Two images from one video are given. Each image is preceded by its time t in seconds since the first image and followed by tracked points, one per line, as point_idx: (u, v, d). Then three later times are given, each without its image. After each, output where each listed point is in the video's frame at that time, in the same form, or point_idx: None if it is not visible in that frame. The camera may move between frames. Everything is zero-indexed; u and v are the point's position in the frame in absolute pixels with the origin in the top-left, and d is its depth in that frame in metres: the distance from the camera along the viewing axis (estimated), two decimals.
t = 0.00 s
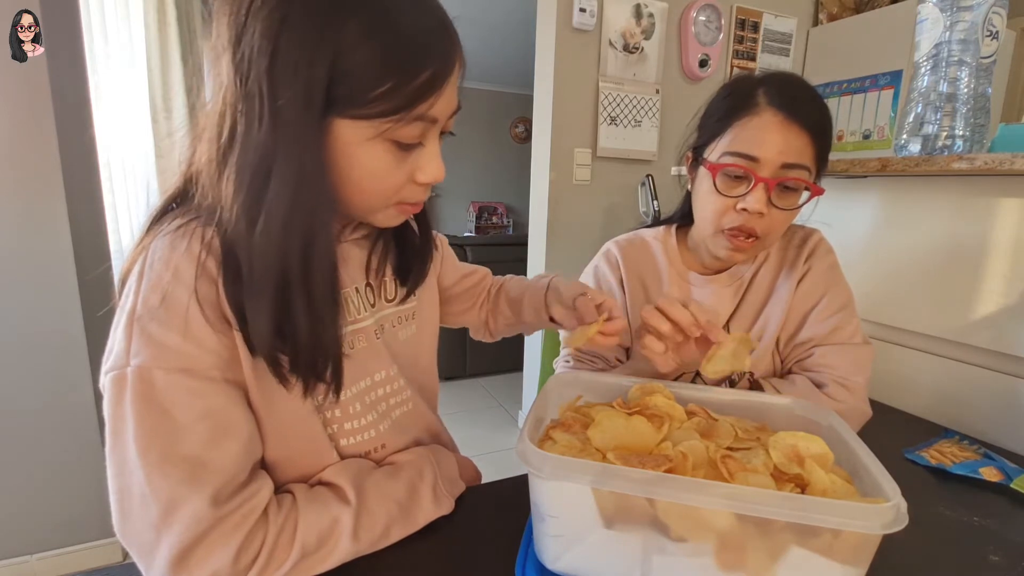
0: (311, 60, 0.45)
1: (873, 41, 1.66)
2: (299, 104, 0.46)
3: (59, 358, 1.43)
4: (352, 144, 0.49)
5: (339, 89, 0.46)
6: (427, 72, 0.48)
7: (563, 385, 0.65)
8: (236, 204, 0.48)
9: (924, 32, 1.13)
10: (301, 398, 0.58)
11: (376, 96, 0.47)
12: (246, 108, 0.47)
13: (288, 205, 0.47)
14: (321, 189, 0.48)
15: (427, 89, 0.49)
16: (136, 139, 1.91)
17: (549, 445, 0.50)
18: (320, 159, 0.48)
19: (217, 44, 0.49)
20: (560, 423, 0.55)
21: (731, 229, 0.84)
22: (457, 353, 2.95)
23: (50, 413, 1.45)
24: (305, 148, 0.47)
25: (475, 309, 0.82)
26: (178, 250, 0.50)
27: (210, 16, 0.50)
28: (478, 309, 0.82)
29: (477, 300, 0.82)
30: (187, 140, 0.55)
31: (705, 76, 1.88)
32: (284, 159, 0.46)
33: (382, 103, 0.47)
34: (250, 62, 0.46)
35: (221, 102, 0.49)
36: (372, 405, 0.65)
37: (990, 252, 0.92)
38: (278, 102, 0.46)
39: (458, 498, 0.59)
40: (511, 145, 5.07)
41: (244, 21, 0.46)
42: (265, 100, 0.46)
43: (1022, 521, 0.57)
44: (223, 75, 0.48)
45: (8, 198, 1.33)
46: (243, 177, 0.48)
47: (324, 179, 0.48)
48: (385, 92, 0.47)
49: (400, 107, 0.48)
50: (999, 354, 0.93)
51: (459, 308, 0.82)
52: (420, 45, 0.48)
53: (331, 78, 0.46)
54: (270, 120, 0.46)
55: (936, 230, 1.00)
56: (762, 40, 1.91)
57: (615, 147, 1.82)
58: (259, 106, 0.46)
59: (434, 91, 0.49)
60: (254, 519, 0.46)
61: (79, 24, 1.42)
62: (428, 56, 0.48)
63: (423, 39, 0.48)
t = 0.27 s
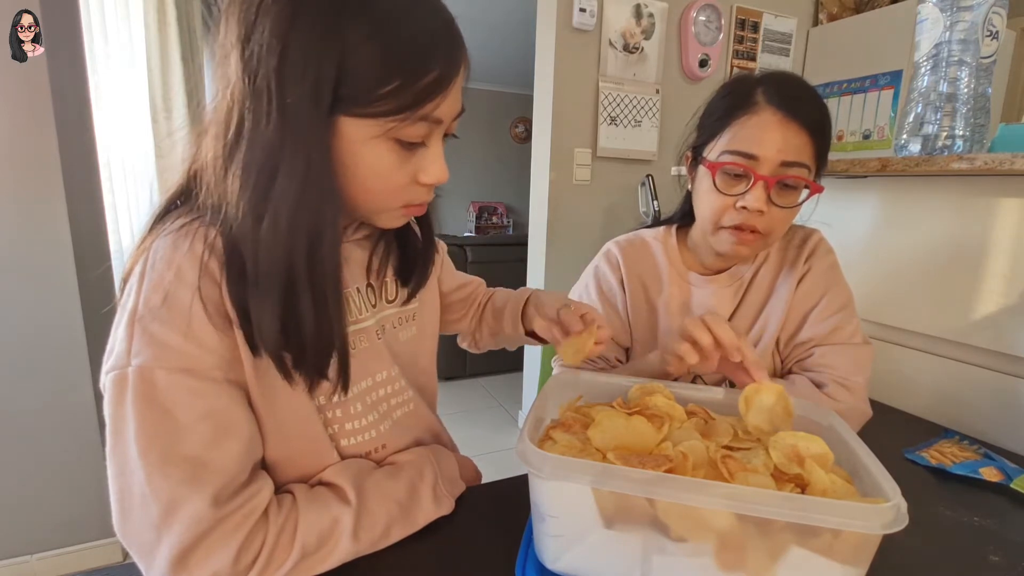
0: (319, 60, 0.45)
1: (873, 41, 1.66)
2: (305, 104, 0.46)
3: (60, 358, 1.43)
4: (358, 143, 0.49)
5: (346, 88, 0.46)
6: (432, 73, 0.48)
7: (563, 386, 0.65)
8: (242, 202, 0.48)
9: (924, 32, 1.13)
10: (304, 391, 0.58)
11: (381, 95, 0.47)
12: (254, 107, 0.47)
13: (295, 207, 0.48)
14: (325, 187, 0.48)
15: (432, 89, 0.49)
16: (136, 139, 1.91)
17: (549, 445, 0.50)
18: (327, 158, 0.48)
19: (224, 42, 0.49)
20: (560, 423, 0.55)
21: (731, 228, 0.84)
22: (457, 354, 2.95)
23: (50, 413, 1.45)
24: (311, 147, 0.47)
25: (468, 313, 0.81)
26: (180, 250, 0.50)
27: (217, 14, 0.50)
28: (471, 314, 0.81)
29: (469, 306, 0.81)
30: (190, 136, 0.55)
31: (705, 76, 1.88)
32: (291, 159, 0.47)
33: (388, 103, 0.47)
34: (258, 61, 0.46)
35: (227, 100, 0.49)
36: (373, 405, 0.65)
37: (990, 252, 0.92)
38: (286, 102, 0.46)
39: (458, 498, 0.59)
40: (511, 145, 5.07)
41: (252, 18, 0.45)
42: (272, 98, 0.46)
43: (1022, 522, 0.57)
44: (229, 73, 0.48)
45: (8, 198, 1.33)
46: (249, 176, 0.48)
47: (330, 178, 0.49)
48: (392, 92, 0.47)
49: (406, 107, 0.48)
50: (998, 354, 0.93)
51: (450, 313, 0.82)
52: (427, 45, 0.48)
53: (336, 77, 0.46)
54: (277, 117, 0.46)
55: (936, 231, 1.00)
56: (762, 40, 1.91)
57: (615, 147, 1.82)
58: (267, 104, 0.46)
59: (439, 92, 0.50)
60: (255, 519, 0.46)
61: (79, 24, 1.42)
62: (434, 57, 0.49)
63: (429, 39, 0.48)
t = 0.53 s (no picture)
0: (297, 48, 0.45)
1: (873, 41, 1.66)
2: (285, 91, 0.46)
3: (60, 359, 1.43)
4: (339, 134, 0.49)
5: (325, 76, 0.47)
6: (415, 62, 0.48)
7: (563, 386, 0.65)
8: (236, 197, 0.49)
9: (924, 32, 1.13)
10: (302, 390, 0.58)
11: (360, 82, 0.47)
12: (242, 100, 0.48)
13: (280, 195, 0.48)
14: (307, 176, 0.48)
15: (413, 79, 0.48)
16: (136, 139, 1.91)
17: (550, 445, 0.50)
18: (309, 147, 0.48)
19: (214, 40, 0.50)
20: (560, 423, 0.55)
21: (728, 226, 0.84)
22: (457, 354, 2.95)
23: (50, 413, 1.45)
24: (295, 136, 0.47)
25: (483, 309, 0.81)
26: (180, 249, 0.50)
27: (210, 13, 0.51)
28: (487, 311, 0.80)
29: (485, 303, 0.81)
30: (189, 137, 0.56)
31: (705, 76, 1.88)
32: (277, 149, 0.47)
33: (367, 90, 0.47)
34: (242, 53, 0.47)
35: (217, 98, 0.50)
36: (373, 405, 0.65)
37: (990, 252, 0.93)
38: (267, 90, 0.46)
39: (458, 498, 0.59)
40: (511, 145, 5.07)
41: (235, 11, 0.47)
42: (257, 89, 0.47)
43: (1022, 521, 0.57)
44: (219, 69, 0.49)
45: (8, 198, 1.33)
46: (240, 170, 0.48)
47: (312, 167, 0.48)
48: (370, 79, 0.47)
49: (387, 96, 0.48)
50: (999, 354, 0.93)
51: (466, 309, 0.81)
52: (410, 35, 0.48)
53: (315, 64, 0.46)
54: (261, 108, 0.47)
55: (936, 230, 1.00)
56: (762, 40, 1.91)
57: (615, 147, 1.82)
58: (253, 96, 0.47)
59: (422, 82, 0.49)
60: (255, 519, 0.46)
61: (79, 24, 1.42)
62: (416, 46, 0.48)
63: (411, 29, 0.48)
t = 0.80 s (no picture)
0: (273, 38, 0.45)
1: (873, 42, 1.66)
2: (264, 85, 0.46)
3: (61, 358, 1.43)
4: (321, 125, 0.48)
5: (305, 67, 0.46)
6: (394, 49, 0.47)
7: (562, 387, 0.65)
8: (225, 195, 0.49)
9: (924, 32, 1.13)
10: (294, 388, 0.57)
11: (339, 71, 0.46)
12: (226, 98, 0.48)
13: (261, 188, 0.48)
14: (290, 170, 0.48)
15: (394, 67, 0.47)
16: (136, 140, 1.91)
17: (548, 446, 0.50)
18: (290, 140, 0.48)
19: (199, 40, 0.51)
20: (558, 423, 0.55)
21: (724, 225, 0.84)
22: (457, 354, 2.95)
23: (50, 413, 1.45)
24: (276, 130, 0.47)
25: (497, 303, 0.77)
26: (172, 249, 0.50)
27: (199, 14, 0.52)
28: (502, 306, 0.77)
29: (501, 297, 0.77)
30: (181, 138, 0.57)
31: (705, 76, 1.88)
32: (260, 145, 0.47)
33: (347, 80, 0.46)
34: (224, 50, 0.47)
35: (203, 97, 0.51)
36: (371, 407, 0.65)
37: (990, 251, 0.93)
38: (247, 85, 0.47)
39: (458, 498, 0.59)
40: (511, 145, 5.07)
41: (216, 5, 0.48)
42: (235, 79, 0.47)
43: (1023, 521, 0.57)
44: (204, 68, 0.50)
45: (8, 198, 1.33)
46: (227, 167, 0.49)
47: (294, 161, 0.48)
48: (349, 69, 0.46)
49: (366, 85, 0.47)
50: (999, 353, 0.93)
51: (479, 302, 0.78)
52: (389, 22, 0.47)
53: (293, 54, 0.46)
54: (242, 103, 0.47)
55: (935, 231, 1.00)
56: (762, 40, 1.91)
57: (615, 147, 1.82)
58: (235, 92, 0.47)
59: (404, 70, 0.48)
60: (254, 520, 0.46)
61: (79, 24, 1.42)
62: (396, 34, 0.47)
63: (392, 17, 0.47)
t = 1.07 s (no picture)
0: (270, 38, 0.46)
1: (873, 42, 1.66)
2: (260, 84, 0.46)
3: (61, 358, 1.43)
4: (319, 123, 0.48)
5: (301, 66, 0.47)
6: (390, 45, 0.47)
7: (563, 387, 0.65)
8: (224, 195, 0.49)
9: (924, 32, 1.13)
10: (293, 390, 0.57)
11: (335, 68, 0.46)
12: (223, 99, 0.49)
13: (258, 187, 0.48)
14: (288, 169, 0.48)
15: (391, 63, 0.47)
16: (135, 140, 1.91)
17: (548, 446, 0.50)
18: (288, 140, 0.48)
19: (197, 43, 0.51)
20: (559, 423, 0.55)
21: (724, 223, 0.84)
22: (457, 354, 2.95)
23: (51, 413, 1.45)
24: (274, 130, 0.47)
25: (501, 300, 0.77)
26: (170, 250, 0.50)
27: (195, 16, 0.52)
28: (506, 303, 0.77)
29: (506, 294, 0.77)
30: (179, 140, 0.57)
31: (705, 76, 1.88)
32: (258, 145, 0.47)
33: (343, 77, 0.46)
34: (221, 52, 0.48)
35: (201, 98, 0.51)
36: (371, 407, 0.65)
37: (989, 251, 0.93)
38: (244, 86, 0.47)
39: (458, 498, 0.59)
40: (511, 145, 5.07)
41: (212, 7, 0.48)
42: (232, 79, 0.48)
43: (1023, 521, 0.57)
44: (201, 69, 0.51)
45: (9, 198, 1.33)
46: (226, 168, 0.49)
47: (290, 161, 0.48)
48: (345, 65, 0.46)
49: (362, 82, 0.47)
50: (999, 353, 0.93)
51: (484, 300, 0.78)
52: (385, 18, 0.47)
53: (289, 53, 0.46)
54: (240, 104, 0.48)
55: (936, 230, 1.00)
56: (762, 40, 1.91)
57: (615, 147, 1.82)
58: (233, 94, 0.48)
59: (400, 66, 0.47)
60: (254, 521, 0.46)
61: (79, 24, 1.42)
62: (393, 30, 0.47)
63: (388, 12, 0.47)
